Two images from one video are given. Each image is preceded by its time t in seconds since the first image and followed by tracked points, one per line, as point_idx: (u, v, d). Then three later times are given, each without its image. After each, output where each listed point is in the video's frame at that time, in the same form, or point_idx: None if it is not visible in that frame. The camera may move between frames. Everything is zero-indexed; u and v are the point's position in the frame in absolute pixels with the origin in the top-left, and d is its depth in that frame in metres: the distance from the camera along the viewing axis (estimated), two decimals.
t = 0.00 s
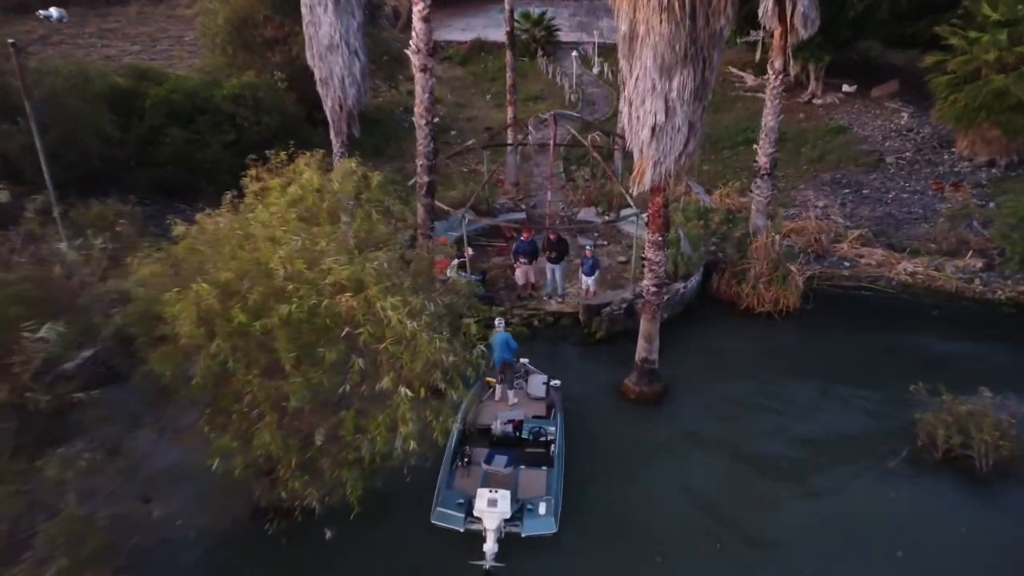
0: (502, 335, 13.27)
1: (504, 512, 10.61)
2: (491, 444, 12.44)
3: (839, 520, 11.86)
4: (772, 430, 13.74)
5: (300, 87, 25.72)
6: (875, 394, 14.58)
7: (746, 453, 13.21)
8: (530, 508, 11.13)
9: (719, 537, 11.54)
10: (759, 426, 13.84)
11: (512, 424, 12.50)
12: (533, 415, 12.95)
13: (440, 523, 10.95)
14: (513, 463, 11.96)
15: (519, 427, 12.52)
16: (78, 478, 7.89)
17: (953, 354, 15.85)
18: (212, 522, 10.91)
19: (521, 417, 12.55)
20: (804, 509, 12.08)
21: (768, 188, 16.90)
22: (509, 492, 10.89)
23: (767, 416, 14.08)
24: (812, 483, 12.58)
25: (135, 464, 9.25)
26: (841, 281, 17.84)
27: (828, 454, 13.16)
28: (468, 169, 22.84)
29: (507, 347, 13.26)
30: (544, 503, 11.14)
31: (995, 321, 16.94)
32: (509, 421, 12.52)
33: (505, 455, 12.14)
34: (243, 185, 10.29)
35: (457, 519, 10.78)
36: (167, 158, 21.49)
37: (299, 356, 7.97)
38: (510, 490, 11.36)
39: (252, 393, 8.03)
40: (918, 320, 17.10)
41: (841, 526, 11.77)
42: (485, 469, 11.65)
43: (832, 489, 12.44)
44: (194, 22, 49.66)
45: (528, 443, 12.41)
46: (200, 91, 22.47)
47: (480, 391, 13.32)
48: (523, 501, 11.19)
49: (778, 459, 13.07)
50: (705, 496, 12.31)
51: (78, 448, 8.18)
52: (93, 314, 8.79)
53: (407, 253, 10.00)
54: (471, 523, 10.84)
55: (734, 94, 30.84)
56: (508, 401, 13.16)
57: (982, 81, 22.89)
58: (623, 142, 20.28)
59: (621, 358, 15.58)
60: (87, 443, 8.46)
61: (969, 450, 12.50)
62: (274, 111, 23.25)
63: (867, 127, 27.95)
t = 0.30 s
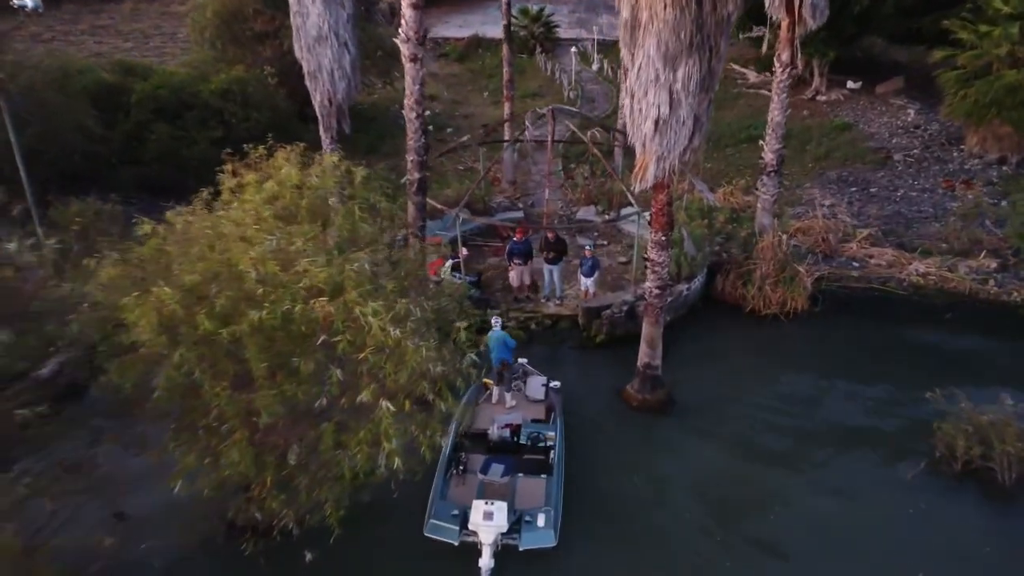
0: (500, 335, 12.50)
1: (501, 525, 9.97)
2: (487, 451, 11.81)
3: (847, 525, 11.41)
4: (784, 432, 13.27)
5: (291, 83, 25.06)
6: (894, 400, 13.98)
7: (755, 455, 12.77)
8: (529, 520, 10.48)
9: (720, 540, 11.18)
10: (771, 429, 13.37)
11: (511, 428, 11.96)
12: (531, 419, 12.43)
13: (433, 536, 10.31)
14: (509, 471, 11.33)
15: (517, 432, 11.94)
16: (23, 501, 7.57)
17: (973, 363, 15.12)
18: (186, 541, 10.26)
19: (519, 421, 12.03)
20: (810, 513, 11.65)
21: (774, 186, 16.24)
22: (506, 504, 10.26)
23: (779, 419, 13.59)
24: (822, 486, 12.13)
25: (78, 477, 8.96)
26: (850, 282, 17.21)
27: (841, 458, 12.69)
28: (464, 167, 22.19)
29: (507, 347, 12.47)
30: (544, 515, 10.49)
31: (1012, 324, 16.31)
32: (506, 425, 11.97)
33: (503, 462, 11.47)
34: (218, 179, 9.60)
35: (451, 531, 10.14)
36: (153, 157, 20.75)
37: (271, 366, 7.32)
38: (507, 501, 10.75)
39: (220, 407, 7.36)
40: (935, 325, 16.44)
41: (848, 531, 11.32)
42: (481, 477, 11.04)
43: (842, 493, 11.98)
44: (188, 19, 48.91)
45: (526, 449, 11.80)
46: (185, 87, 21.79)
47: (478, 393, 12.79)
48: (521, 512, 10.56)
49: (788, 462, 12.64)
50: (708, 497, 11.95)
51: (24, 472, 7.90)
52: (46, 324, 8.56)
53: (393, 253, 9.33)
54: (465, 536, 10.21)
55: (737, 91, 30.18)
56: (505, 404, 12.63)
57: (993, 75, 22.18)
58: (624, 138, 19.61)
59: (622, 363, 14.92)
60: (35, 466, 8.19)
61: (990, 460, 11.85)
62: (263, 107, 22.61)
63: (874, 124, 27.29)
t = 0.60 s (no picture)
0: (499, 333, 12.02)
1: (497, 535, 9.35)
2: (485, 457, 11.11)
3: (853, 527, 10.92)
4: (794, 433, 12.76)
5: (282, 79, 24.42)
6: (910, 405, 13.36)
7: (761, 456, 12.28)
8: (526, 531, 9.80)
9: (719, 537, 10.73)
10: (781, 429, 12.87)
11: (508, 431, 11.28)
12: (529, 422, 11.78)
13: (425, 549, 9.67)
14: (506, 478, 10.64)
15: (514, 435, 11.24)
16: None
17: (991, 364, 14.47)
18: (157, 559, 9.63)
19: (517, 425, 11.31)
20: (814, 513, 11.18)
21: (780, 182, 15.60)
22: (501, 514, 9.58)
23: (789, 420, 13.08)
24: (829, 487, 11.65)
25: (22, 486, 8.45)
26: (859, 283, 16.60)
27: (851, 461, 12.18)
28: (459, 164, 21.55)
29: (506, 345, 12.01)
30: (542, 526, 9.82)
31: None
32: (503, 429, 11.31)
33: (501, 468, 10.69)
34: (190, 172, 8.98)
35: (444, 544, 9.47)
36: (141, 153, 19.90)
37: (238, 374, 6.73)
38: (503, 511, 10.07)
39: (182, 420, 6.73)
40: (956, 325, 15.69)
41: (854, 533, 10.82)
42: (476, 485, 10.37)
43: (849, 495, 11.49)
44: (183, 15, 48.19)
45: (524, 454, 11.10)
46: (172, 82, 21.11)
47: (473, 395, 12.25)
48: (518, 523, 9.87)
49: (796, 464, 12.14)
50: (710, 495, 11.50)
51: None
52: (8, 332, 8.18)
53: (378, 252, 8.70)
54: (458, 548, 9.52)
55: (739, 87, 29.55)
56: (503, 407, 12.08)
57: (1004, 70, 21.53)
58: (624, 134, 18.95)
59: (623, 367, 14.30)
60: None
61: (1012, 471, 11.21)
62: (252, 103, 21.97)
63: (880, 120, 26.65)
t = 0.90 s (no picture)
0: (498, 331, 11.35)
1: (493, 545, 8.73)
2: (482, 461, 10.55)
3: (857, 529, 10.48)
4: (801, 433, 12.30)
5: (272, 73, 23.77)
6: (924, 407, 12.83)
7: (767, 456, 11.83)
8: (524, 539, 9.19)
9: (719, 538, 10.30)
10: (788, 430, 12.39)
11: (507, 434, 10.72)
12: (529, 425, 11.20)
13: (418, 559, 9.09)
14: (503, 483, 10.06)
15: (513, 439, 10.67)
16: None
17: (1010, 367, 13.83)
18: None
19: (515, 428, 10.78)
20: (817, 515, 10.73)
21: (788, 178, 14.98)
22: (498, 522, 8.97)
23: (796, 419, 12.61)
24: (836, 490, 11.17)
25: None
26: (869, 283, 16.00)
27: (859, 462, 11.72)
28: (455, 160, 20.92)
29: (505, 343, 11.34)
30: (541, 534, 9.20)
31: None
32: (501, 432, 10.73)
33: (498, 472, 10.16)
34: (159, 164, 8.35)
35: (437, 553, 8.91)
36: (125, 148, 19.31)
37: (200, 382, 6.15)
38: (500, 519, 9.45)
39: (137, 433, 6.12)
40: (976, 324, 15.02)
41: (859, 536, 10.37)
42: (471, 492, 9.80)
43: (855, 496, 11.04)
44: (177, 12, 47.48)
45: (523, 459, 10.52)
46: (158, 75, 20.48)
47: (470, 398, 11.66)
48: (516, 531, 9.28)
49: (802, 464, 11.70)
50: (711, 495, 11.07)
51: None
52: None
53: (361, 249, 8.08)
54: (453, 559, 8.96)
55: (741, 83, 28.91)
56: (501, 409, 11.51)
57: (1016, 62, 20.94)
58: (624, 129, 18.34)
59: (624, 370, 13.67)
60: None
61: None
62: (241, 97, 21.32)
63: (887, 116, 26.03)
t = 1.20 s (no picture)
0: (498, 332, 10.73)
1: (487, 557, 8.13)
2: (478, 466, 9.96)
3: (866, 532, 10.00)
4: (810, 432, 11.80)
5: (263, 68, 23.19)
6: (939, 407, 12.28)
7: (774, 455, 11.33)
8: (522, 549, 8.54)
9: (721, 539, 9.83)
10: (796, 428, 11.89)
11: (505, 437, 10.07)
12: (529, 429, 10.59)
13: (408, 568, 8.47)
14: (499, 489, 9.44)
15: (512, 443, 10.04)
16: None
17: None
18: None
19: (514, 431, 10.11)
20: (824, 516, 10.25)
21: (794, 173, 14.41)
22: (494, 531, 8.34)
23: (805, 417, 12.11)
24: (846, 491, 10.67)
25: None
26: (879, 282, 15.43)
27: (869, 461, 11.22)
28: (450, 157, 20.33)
29: (505, 344, 10.72)
30: (539, 544, 8.56)
31: None
32: (499, 435, 10.06)
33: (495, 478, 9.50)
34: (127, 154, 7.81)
35: (428, 563, 8.29)
36: (109, 143, 18.73)
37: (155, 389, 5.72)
38: (496, 528, 8.81)
39: (85, 447, 5.60)
40: (993, 324, 14.40)
41: (868, 539, 9.89)
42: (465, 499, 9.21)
43: (865, 497, 10.56)
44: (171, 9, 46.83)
45: (522, 464, 9.92)
46: (144, 68, 19.87)
47: (467, 401, 11.07)
48: (512, 540, 8.64)
49: (810, 462, 11.22)
50: (715, 494, 10.59)
51: None
52: None
53: (342, 246, 7.50)
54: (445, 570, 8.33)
55: (743, 79, 28.32)
56: (499, 412, 10.89)
57: None
58: (624, 123, 17.75)
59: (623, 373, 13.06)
60: None
61: None
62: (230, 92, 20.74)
63: (893, 111, 25.44)
